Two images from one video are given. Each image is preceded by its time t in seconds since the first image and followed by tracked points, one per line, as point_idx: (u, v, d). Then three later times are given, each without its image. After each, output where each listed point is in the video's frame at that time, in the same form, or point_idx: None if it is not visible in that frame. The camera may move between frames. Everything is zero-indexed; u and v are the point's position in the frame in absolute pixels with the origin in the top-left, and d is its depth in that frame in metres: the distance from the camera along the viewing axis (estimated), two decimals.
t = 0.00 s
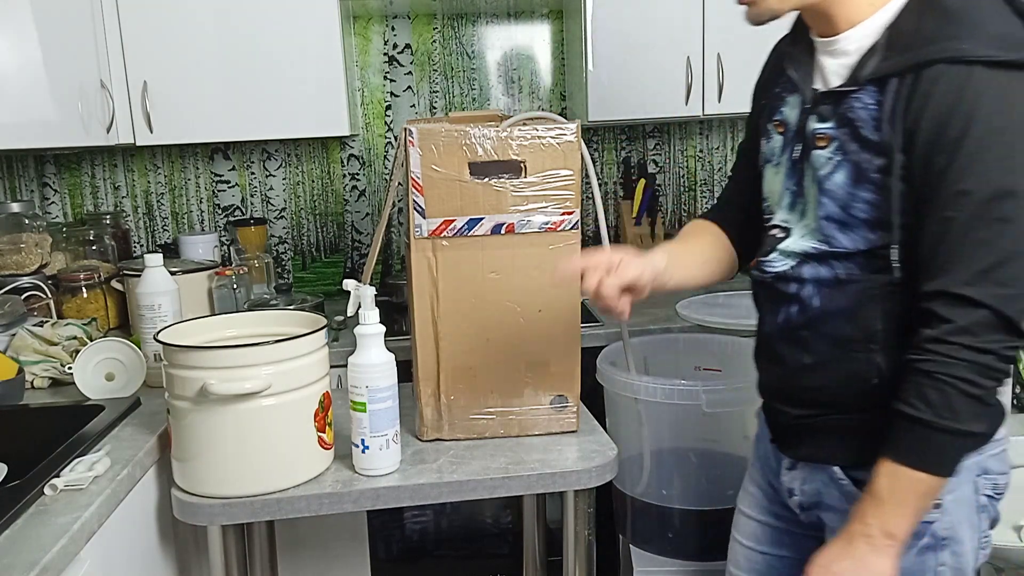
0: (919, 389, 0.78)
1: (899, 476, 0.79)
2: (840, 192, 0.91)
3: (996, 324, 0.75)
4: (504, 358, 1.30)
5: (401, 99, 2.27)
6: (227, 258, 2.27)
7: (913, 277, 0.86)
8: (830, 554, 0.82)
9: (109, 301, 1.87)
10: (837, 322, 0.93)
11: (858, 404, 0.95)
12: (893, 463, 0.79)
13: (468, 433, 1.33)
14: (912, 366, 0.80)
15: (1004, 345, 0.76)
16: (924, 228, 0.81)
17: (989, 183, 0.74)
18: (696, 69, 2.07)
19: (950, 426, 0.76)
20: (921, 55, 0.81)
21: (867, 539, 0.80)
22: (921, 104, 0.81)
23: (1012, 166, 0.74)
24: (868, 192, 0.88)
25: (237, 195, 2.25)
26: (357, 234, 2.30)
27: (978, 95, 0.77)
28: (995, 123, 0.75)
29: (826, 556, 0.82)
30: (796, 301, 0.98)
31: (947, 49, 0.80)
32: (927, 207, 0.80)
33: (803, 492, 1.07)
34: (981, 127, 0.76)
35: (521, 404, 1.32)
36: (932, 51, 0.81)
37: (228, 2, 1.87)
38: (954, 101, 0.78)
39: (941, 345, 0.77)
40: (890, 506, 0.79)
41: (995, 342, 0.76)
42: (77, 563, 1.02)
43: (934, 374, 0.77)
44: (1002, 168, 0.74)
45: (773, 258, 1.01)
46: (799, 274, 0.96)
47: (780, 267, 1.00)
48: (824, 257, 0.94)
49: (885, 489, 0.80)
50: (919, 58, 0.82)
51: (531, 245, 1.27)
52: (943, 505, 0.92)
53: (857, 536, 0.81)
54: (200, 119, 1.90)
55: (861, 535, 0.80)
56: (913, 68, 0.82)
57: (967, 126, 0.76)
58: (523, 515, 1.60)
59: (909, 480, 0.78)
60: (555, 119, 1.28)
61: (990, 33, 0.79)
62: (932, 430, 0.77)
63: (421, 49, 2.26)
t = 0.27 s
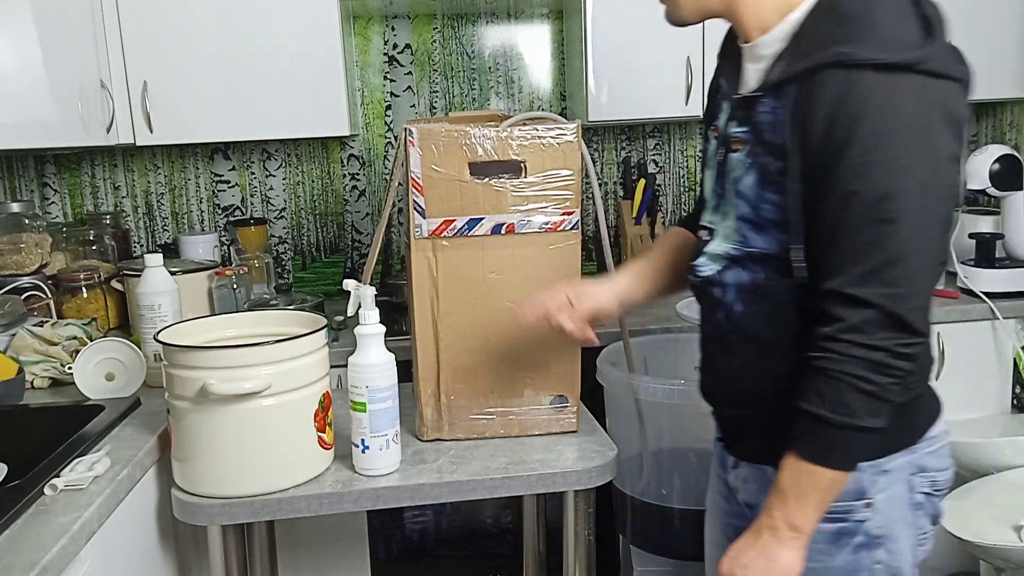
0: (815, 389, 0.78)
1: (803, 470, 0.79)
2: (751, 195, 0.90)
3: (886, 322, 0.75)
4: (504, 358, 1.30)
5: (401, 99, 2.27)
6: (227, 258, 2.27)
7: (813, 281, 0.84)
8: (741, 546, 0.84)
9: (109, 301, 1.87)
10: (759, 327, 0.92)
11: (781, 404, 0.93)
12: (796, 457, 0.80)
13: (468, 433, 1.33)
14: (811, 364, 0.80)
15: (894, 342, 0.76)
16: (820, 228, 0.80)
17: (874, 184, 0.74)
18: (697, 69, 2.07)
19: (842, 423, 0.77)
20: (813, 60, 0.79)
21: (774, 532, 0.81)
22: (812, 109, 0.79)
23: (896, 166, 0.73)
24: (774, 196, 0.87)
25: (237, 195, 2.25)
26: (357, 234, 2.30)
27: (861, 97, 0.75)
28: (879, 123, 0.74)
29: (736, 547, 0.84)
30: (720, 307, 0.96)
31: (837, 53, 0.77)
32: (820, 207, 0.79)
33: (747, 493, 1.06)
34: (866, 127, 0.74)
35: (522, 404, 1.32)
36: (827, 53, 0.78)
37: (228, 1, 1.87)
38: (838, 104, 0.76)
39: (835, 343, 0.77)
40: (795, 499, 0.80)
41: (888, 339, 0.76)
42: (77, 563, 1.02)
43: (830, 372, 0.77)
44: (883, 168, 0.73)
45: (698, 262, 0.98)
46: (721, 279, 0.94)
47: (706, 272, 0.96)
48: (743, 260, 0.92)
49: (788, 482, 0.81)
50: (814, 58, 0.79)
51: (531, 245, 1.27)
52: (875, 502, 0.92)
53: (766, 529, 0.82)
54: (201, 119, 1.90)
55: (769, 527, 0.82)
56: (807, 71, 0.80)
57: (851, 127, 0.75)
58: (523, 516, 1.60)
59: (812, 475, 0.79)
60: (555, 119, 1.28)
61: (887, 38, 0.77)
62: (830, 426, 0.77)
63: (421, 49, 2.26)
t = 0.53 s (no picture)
0: (690, 368, 0.87)
1: (688, 450, 0.86)
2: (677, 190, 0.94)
3: (744, 307, 0.84)
4: (503, 358, 1.30)
5: (401, 99, 2.27)
6: (227, 258, 2.27)
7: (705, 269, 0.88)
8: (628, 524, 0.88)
9: (109, 301, 1.87)
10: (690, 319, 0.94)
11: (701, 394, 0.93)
12: (683, 439, 0.87)
13: (468, 433, 1.33)
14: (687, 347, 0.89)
15: (753, 327, 0.84)
16: (705, 216, 0.88)
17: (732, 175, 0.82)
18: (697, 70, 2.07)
19: (707, 400, 0.85)
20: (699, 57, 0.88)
21: (659, 508, 0.87)
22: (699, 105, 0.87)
23: (747, 158, 0.81)
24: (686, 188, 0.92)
25: (237, 195, 2.25)
26: (357, 234, 2.30)
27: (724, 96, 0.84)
28: (737, 119, 0.82)
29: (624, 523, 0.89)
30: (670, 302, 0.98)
31: (713, 51, 0.85)
32: (703, 199, 0.88)
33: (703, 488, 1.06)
34: (724, 122, 0.83)
35: (522, 404, 1.32)
36: (708, 57, 0.86)
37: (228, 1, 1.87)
38: (711, 101, 0.85)
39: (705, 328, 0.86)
40: (680, 478, 0.86)
41: (746, 325, 0.84)
42: (77, 563, 1.02)
43: (700, 354, 0.86)
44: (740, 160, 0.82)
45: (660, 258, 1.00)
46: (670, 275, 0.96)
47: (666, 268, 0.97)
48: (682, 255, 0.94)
49: (674, 462, 0.88)
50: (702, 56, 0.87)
51: (532, 246, 1.27)
52: (799, 506, 0.95)
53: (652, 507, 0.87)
54: (201, 119, 1.90)
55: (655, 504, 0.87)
56: (696, 71, 0.88)
57: (715, 124, 0.84)
58: (524, 516, 1.60)
59: (695, 455, 0.86)
60: (556, 120, 1.28)
61: (760, 36, 0.83)
62: (705, 406, 0.85)
63: (421, 49, 2.26)
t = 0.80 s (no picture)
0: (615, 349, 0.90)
1: (597, 422, 0.92)
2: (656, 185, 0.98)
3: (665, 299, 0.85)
4: (503, 358, 1.30)
5: (401, 99, 2.27)
6: (227, 258, 2.27)
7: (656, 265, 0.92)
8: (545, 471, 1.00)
9: (109, 301, 1.87)
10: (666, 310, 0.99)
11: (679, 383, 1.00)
12: (597, 412, 0.92)
13: (468, 433, 1.33)
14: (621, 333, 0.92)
15: (670, 319, 0.84)
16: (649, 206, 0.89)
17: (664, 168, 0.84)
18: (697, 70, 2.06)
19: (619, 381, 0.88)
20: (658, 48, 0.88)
21: (570, 465, 0.96)
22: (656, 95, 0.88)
23: (676, 149, 0.82)
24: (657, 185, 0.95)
25: (237, 195, 2.25)
26: (357, 234, 2.30)
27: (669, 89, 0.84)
28: (676, 110, 0.83)
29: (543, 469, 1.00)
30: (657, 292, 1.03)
31: (669, 45, 0.86)
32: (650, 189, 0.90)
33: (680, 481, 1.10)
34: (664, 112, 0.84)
35: (522, 405, 1.32)
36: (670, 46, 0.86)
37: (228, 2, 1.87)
38: (661, 90, 0.86)
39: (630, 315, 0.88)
40: (590, 445, 0.93)
41: (664, 316, 0.85)
42: (77, 563, 1.02)
43: (623, 339, 0.88)
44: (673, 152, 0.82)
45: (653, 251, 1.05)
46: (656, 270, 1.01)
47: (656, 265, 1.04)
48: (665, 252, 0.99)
49: (586, 429, 0.94)
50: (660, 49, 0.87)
51: (531, 245, 1.27)
52: (746, 511, 0.97)
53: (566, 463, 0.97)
54: (201, 119, 1.90)
55: (570, 463, 0.97)
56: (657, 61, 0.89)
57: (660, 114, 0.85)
58: (524, 516, 1.60)
59: (601, 428, 0.92)
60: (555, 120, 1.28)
61: (715, 35, 0.82)
62: (624, 391, 0.88)
63: (420, 49, 2.26)
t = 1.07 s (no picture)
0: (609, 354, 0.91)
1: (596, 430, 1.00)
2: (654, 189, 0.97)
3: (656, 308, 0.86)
4: (502, 358, 1.30)
5: (401, 99, 2.27)
6: (227, 258, 2.28)
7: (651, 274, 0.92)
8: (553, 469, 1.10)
9: (109, 301, 1.87)
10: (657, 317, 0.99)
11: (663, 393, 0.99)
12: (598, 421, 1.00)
13: (468, 433, 1.33)
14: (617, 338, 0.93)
15: (659, 332, 0.85)
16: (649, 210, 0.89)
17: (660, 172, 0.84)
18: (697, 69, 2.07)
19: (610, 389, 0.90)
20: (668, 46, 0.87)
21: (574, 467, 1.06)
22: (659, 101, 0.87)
23: (674, 155, 0.82)
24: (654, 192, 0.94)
25: (237, 195, 2.25)
26: (357, 234, 2.30)
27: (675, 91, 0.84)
28: (677, 114, 0.83)
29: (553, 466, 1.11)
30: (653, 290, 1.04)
31: (678, 44, 0.85)
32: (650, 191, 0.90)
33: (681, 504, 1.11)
34: (666, 116, 0.84)
35: (521, 404, 1.32)
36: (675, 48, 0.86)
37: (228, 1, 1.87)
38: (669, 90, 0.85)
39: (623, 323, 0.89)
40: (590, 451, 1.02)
41: (650, 329, 0.86)
42: (77, 563, 1.02)
43: (616, 346, 0.90)
44: (671, 157, 0.82)
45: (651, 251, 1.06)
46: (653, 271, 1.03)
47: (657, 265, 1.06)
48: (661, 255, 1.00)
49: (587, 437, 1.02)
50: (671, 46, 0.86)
51: (530, 245, 1.27)
52: (739, 529, 0.97)
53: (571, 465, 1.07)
54: (201, 119, 1.90)
55: (574, 466, 1.06)
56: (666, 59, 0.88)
57: (662, 116, 0.85)
58: (523, 516, 1.60)
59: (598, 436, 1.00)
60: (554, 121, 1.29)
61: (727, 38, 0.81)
62: (614, 400, 0.90)
63: (421, 49, 2.26)
